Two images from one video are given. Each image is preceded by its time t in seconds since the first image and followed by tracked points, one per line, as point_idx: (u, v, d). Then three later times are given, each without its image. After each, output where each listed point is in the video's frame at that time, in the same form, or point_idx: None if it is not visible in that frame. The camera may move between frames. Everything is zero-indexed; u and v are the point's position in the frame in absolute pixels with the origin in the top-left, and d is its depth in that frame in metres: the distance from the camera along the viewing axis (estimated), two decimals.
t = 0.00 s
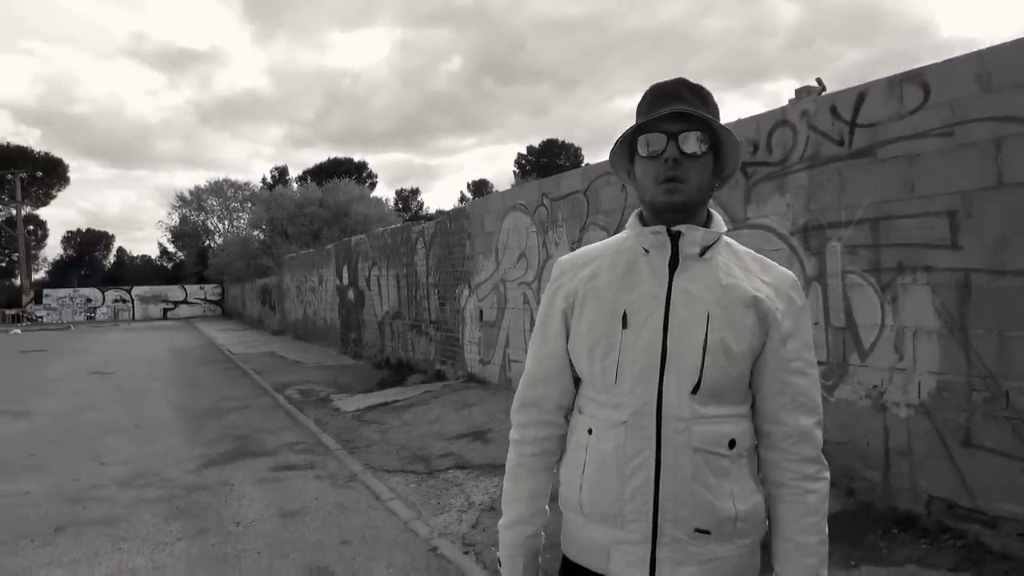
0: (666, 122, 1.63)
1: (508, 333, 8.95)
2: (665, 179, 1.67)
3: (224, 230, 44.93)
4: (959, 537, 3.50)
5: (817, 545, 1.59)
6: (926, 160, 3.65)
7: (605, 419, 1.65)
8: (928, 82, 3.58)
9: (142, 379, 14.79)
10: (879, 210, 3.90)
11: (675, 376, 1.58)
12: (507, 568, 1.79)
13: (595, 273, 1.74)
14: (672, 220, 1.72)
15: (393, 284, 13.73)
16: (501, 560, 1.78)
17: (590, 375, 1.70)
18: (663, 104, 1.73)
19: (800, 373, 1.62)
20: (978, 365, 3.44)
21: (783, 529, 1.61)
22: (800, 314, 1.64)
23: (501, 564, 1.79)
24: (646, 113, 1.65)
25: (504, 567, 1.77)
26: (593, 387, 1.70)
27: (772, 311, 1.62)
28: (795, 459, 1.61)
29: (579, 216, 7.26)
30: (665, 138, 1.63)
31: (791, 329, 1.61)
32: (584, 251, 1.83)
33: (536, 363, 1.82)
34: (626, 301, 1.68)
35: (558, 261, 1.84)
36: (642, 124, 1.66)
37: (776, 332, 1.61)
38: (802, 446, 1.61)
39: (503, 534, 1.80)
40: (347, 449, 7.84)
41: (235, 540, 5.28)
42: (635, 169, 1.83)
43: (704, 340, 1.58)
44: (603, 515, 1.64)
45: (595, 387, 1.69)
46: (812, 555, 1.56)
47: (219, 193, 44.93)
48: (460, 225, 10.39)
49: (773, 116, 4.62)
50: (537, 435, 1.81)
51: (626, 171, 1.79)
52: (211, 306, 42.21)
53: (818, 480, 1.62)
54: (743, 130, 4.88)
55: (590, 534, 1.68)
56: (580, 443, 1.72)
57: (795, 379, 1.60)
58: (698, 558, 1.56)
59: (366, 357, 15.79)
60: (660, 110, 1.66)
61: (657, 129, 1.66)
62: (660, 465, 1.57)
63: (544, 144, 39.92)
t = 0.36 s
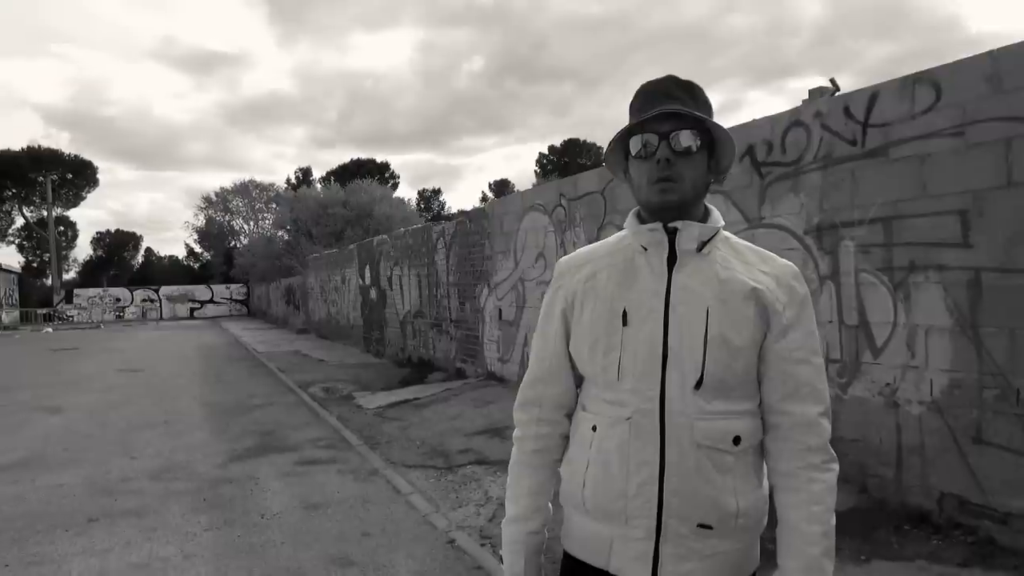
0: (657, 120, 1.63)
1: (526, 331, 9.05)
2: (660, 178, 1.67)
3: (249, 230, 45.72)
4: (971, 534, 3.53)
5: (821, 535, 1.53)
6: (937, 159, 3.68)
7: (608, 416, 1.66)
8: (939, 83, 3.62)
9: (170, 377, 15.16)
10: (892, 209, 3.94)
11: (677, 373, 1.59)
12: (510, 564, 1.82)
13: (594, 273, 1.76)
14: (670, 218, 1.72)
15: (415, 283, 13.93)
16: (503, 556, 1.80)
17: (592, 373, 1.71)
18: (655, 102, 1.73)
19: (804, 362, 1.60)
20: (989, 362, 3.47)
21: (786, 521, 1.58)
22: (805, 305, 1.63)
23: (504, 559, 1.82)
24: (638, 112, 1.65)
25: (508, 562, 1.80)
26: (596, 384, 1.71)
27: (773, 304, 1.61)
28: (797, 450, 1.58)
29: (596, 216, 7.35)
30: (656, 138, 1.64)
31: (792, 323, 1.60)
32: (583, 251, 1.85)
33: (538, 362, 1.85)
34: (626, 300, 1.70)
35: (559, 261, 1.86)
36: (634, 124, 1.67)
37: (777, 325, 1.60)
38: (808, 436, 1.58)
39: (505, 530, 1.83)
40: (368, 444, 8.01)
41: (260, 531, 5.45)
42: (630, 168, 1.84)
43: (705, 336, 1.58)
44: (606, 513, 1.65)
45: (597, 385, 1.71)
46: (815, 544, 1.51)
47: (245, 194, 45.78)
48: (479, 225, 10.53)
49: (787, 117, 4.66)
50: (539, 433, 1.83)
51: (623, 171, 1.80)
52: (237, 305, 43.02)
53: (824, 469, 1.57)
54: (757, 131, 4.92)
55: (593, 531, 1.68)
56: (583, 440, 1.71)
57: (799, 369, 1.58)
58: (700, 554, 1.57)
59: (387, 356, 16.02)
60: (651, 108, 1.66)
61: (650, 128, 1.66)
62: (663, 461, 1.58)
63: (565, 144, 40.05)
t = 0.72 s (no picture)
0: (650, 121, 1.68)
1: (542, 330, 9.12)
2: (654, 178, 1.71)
3: (271, 231, 46.34)
4: (980, 530, 3.55)
5: (817, 525, 1.54)
6: (947, 158, 3.71)
7: (609, 416, 1.68)
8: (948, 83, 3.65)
9: (193, 375, 15.45)
10: (902, 209, 3.97)
11: (676, 372, 1.61)
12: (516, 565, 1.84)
13: (591, 273, 1.78)
14: (665, 218, 1.75)
15: (433, 283, 14.07)
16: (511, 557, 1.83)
17: (592, 373, 1.73)
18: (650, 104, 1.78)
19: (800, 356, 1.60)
20: (998, 360, 3.49)
21: (780, 514, 1.59)
22: (802, 300, 1.64)
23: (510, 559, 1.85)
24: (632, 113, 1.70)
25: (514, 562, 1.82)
26: (596, 384, 1.73)
27: (769, 301, 1.62)
28: (793, 442, 1.59)
29: (611, 217, 7.42)
30: (650, 138, 1.68)
31: (788, 318, 1.61)
32: (580, 252, 1.87)
33: (537, 364, 1.87)
34: (623, 300, 1.71)
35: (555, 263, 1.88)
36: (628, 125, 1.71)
37: (773, 322, 1.61)
38: (805, 427, 1.58)
39: (511, 533, 1.85)
40: (387, 441, 8.15)
41: (281, 524, 5.60)
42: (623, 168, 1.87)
43: (703, 334, 1.60)
44: (608, 512, 1.67)
45: (597, 386, 1.73)
46: (809, 536, 1.53)
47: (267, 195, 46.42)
48: (497, 226, 10.64)
49: (799, 118, 4.68)
50: (539, 434, 1.85)
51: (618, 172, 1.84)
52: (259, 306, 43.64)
53: (820, 461, 1.58)
54: (769, 131, 4.93)
55: (595, 530, 1.70)
56: (584, 440, 1.74)
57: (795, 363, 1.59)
58: (700, 550, 1.60)
59: (406, 355, 16.18)
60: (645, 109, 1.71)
61: (644, 129, 1.71)
62: (663, 460, 1.60)
63: (583, 144, 40.10)
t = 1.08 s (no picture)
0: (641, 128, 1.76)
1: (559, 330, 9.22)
2: (644, 185, 1.78)
3: (294, 232, 47.04)
4: (988, 526, 3.58)
5: (808, 525, 1.54)
6: (955, 159, 3.76)
7: (604, 424, 1.68)
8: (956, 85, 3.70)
9: (218, 374, 15.80)
10: (911, 208, 4.01)
11: (670, 378, 1.63)
12: None
13: (583, 281, 1.79)
14: (655, 224, 1.80)
15: (452, 283, 14.24)
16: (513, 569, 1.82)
17: (586, 382, 1.74)
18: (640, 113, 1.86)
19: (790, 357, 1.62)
20: (1005, 358, 3.53)
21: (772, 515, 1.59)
22: (794, 301, 1.65)
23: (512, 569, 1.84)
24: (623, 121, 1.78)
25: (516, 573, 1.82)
26: (590, 392, 1.73)
27: (760, 304, 1.64)
28: (785, 443, 1.60)
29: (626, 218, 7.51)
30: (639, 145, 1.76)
31: (779, 321, 1.63)
32: (569, 260, 1.88)
33: (531, 374, 1.87)
34: (615, 307, 1.72)
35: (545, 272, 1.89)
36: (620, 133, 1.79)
37: (764, 325, 1.63)
38: (796, 429, 1.60)
39: (511, 545, 1.84)
40: (405, 438, 8.31)
41: (303, 516, 5.77)
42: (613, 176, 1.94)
43: (696, 340, 1.62)
44: (607, 521, 1.67)
45: (591, 394, 1.73)
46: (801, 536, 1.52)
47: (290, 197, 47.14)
48: (514, 227, 10.77)
49: (810, 119, 4.72)
50: (535, 444, 1.85)
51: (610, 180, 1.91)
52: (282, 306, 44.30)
53: (812, 462, 1.59)
54: (781, 133, 4.97)
55: (593, 539, 1.70)
56: (580, 449, 1.74)
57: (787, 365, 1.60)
58: (697, 555, 1.60)
59: (426, 354, 16.37)
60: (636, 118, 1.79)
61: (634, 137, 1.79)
62: (661, 468, 1.61)
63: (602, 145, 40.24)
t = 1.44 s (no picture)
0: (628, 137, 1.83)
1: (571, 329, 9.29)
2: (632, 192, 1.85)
3: (310, 233, 47.45)
4: (993, 524, 3.63)
5: (805, 535, 1.61)
6: (961, 160, 3.81)
7: (600, 434, 1.76)
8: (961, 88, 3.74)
9: (235, 373, 16.04)
10: (917, 209, 4.06)
11: (663, 385, 1.71)
12: None
13: (573, 291, 1.88)
14: (644, 231, 1.87)
15: (466, 283, 14.35)
16: None
17: (579, 390, 1.83)
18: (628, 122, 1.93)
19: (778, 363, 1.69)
20: (1010, 357, 3.57)
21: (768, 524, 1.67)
22: (783, 308, 1.73)
23: None
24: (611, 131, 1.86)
25: None
26: (584, 402, 1.82)
27: (747, 310, 1.72)
28: (776, 449, 1.67)
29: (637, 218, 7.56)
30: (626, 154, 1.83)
31: (766, 327, 1.71)
32: (559, 269, 1.97)
33: (522, 388, 1.96)
34: (605, 316, 1.81)
35: (535, 282, 1.98)
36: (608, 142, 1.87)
37: (752, 331, 1.71)
38: (787, 435, 1.67)
39: (506, 556, 1.93)
40: (419, 436, 8.42)
41: (318, 512, 5.90)
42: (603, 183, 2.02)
43: (687, 348, 1.70)
44: (605, 530, 1.74)
45: (585, 404, 1.81)
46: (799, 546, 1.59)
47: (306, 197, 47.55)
48: (527, 227, 10.86)
49: (819, 120, 4.76)
50: (527, 457, 1.94)
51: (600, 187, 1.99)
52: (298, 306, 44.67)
53: (804, 469, 1.66)
54: (790, 133, 5.03)
55: (589, 548, 1.77)
56: (574, 459, 1.82)
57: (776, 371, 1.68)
58: (696, 561, 1.68)
59: (440, 354, 16.49)
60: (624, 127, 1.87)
61: (622, 145, 1.86)
62: (658, 477, 1.69)
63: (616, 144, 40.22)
